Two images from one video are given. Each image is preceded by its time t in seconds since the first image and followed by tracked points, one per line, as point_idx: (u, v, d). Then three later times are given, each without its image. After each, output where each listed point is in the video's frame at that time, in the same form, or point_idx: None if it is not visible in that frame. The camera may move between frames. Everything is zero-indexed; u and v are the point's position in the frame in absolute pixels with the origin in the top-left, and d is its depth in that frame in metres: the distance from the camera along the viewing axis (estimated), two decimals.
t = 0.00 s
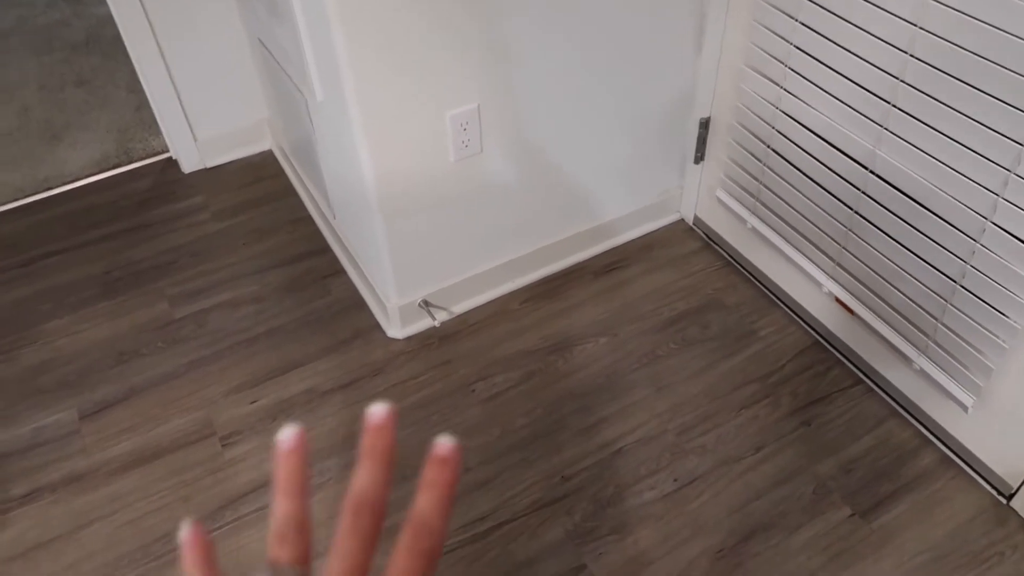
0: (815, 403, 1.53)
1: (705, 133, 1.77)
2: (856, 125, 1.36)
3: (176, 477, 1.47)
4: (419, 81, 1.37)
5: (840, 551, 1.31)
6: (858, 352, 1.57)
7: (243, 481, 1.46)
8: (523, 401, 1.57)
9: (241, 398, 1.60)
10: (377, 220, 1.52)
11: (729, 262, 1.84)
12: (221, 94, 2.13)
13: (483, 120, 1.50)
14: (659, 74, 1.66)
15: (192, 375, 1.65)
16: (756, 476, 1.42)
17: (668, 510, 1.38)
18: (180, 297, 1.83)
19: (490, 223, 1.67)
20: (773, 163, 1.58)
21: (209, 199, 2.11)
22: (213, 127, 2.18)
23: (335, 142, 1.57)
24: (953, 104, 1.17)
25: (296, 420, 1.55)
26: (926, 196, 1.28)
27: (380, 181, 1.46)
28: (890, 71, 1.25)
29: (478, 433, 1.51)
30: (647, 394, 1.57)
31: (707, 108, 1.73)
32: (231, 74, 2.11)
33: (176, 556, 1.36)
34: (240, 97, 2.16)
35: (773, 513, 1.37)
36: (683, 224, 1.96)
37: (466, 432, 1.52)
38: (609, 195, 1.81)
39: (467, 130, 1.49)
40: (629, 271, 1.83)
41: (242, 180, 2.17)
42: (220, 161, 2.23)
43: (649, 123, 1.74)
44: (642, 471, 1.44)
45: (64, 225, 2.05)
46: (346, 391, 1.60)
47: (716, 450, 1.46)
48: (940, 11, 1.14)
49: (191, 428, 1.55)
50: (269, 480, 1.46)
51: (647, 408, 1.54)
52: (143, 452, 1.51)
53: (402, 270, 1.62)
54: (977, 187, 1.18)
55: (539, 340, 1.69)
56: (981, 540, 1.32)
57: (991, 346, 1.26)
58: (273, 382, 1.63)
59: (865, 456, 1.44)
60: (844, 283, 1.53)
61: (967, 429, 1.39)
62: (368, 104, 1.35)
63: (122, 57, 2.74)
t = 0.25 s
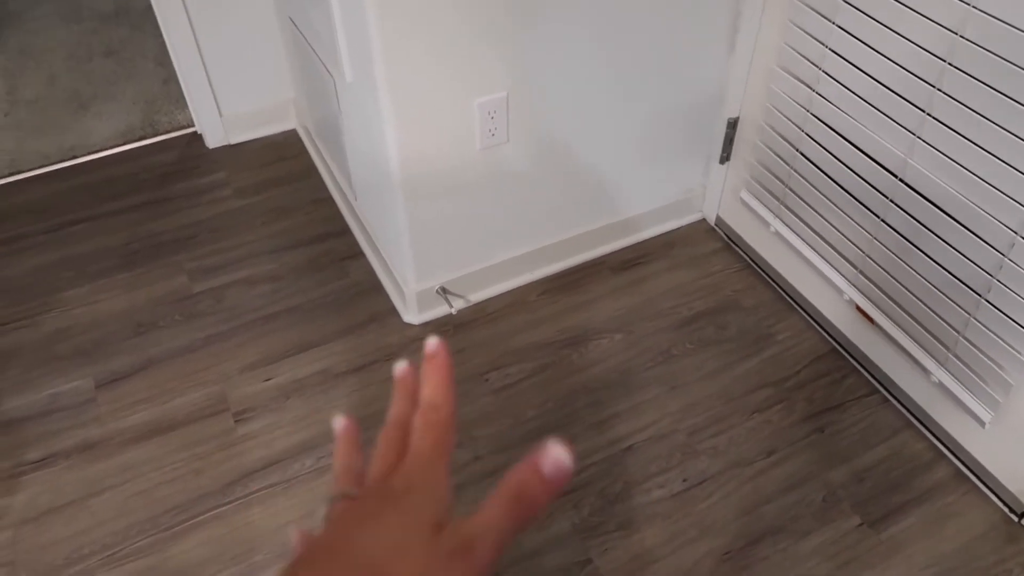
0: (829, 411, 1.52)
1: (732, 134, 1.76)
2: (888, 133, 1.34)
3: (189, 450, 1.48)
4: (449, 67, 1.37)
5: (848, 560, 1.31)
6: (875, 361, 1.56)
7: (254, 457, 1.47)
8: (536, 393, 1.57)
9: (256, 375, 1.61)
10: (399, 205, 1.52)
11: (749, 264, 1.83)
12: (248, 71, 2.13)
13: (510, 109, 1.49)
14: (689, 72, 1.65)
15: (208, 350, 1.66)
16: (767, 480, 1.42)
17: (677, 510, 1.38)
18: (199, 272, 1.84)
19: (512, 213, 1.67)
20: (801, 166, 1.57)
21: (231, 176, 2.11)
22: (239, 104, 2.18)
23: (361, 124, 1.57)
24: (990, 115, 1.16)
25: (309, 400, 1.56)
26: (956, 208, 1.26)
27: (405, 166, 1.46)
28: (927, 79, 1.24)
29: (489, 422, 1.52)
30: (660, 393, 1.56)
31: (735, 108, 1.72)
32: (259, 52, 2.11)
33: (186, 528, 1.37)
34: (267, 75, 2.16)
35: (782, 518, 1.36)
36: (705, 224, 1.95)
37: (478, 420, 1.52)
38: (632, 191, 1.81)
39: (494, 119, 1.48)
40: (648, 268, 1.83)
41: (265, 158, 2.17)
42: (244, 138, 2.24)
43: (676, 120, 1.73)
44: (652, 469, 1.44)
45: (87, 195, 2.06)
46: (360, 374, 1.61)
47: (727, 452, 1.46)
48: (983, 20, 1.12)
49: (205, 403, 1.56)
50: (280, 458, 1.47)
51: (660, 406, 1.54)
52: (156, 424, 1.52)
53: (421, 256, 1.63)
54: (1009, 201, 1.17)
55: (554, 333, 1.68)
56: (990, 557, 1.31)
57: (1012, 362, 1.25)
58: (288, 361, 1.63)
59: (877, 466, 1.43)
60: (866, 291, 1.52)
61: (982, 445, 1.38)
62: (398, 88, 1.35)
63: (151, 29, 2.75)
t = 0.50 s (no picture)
0: (842, 415, 1.51)
1: (749, 134, 1.75)
2: (907, 136, 1.33)
3: (201, 441, 1.49)
4: (467, 64, 1.37)
5: (858, 565, 1.30)
6: (890, 366, 1.55)
7: (265, 449, 1.47)
8: (547, 391, 1.57)
9: (268, 368, 1.61)
10: (414, 201, 1.52)
11: (763, 266, 1.82)
12: (266, 65, 2.14)
13: (526, 107, 1.49)
14: (707, 72, 1.64)
15: (221, 342, 1.67)
16: (777, 483, 1.41)
17: (686, 511, 1.37)
18: (214, 265, 1.85)
19: (527, 211, 1.67)
20: (818, 168, 1.56)
21: (247, 169, 2.12)
22: (256, 98, 2.19)
23: (377, 119, 1.57)
24: (1012, 119, 1.14)
25: (321, 394, 1.56)
26: (975, 213, 1.25)
27: (420, 161, 1.46)
28: (948, 82, 1.22)
29: (500, 419, 1.52)
30: (671, 393, 1.56)
31: (753, 109, 1.71)
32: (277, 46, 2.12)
33: (196, 519, 1.38)
34: (284, 69, 2.17)
35: (792, 521, 1.36)
36: (720, 225, 1.94)
37: (488, 417, 1.52)
38: (646, 191, 1.80)
39: (510, 116, 1.48)
40: (662, 268, 1.82)
41: (281, 152, 2.18)
42: (260, 132, 2.25)
43: (692, 120, 1.72)
44: (662, 470, 1.43)
45: (104, 186, 2.08)
46: (372, 369, 1.61)
47: (738, 454, 1.45)
48: (1006, 23, 1.11)
49: (218, 394, 1.57)
50: (291, 451, 1.47)
51: (672, 407, 1.53)
52: (169, 414, 1.53)
53: (435, 252, 1.63)
54: None
55: (566, 331, 1.68)
56: (1003, 565, 1.30)
57: None
58: (301, 354, 1.64)
59: (889, 471, 1.42)
60: (882, 295, 1.51)
61: (997, 452, 1.36)
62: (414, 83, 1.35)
63: (170, 22, 2.76)
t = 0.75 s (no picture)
0: (860, 434, 1.50)
1: (775, 147, 1.74)
2: (937, 157, 1.33)
3: (218, 431, 1.50)
4: (499, 66, 1.37)
5: None
6: (909, 387, 1.54)
7: (282, 443, 1.48)
8: (564, 397, 1.56)
9: (287, 361, 1.62)
10: (439, 201, 1.53)
11: (784, 281, 1.81)
12: (294, 59, 2.15)
13: (556, 111, 1.49)
14: (737, 83, 1.64)
15: (241, 333, 1.68)
16: (793, 500, 1.40)
17: (700, 524, 1.37)
18: (236, 256, 1.85)
19: (550, 215, 1.67)
20: (845, 185, 1.55)
21: (271, 162, 2.13)
22: (282, 91, 2.20)
23: (405, 117, 1.57)
24: None
25: (338, 390, 1.57)
26: (1004, 237, 1.24)
27: (448, 162, 1.46)
28: (983, 105, 1.22)
29: (516, 423, 1.52)
30: (689, 405, 1.55)
31: (781, 122, 1.71)
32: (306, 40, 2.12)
33: (210, 509, 1.38)
34: (312, 64, 2.18)
35: (806, 539, 1.35)
36: (742, 237, 1.93)
37: (505, 420, 1.52)
38: (670, 200, 1.79)
39: (538, 120, 1.48)
40: (682, 278, 1.82)
41: (305, 146, 2.19)
42: (285, 125, 2.25)
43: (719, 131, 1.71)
44: (678, 482, 1.43)
45: (129, 172, 2.09)
46: (390, 367, 1.61)
47: (754, 469, 1.45)
48: None
49: (236, 386, 1.57)
50: (307, 445, 1.48)
51: (689, 418, 1.53)
52: (188, 404, 1.54)
53: (457, 253, 1.63)
54: None
55: (585, 338, 1.68)
56: None
57: None
58: (319, 349, 1.64)
59: (905, 493, 1.41)
60: (904, 315, 1.50)
61: (1016, 478, 1.35)
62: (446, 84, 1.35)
63: (199, 11, 2.78)
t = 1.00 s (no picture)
0: (946, 499, 1.44)
1: (874, 192, 1.68)
2: None
3: (293, 428, 1.52)
4: (603, 91, 1.37)
5: None
6: (1002, 454, 1.47)
7: (353, 446, 1.49)
8: (637, 428, 1.54)
9: (363, 365, 1.64)
10: (529, 220, 1.52)
11: (873, 330, 1.75)
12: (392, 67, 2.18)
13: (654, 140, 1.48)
14: (842, 125, 1.57)
15: (321, 333, 1.70)
16: (870, 561, 1.35)
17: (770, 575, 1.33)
18: (321, 256, 1.89)
19: (637, 243, 1.65)
20: (950, 237, 1.49)
21: (361, 166, 2.17)
22: (377, 98, 2.24)
23: (502, 134, 1.58)
24: None
25: (412, 399, 1.58)
26: None
27: (541, 182, 1.46)
28: None
29: (587, 450, 1.50)
30: (765, 449, 1.51)
31: (883, 167, 1.64)
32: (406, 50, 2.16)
33: (280, 505, 1.40)
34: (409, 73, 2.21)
35: None
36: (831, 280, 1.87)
37: (575, 446, 1.51)
38: (759, 238, 1.75)
39: (636, 147, 1.47)
40: (766, 318, 1.77)
41: (395, 153, 2.22)
42: (377, 131, 2.29)
43: (818, 172, 1.66)
44: (749, 528, 1.39)
45: (225, 166, 2.15)
46: (464, 380, 1.61)
47: (831, 524, 1.40)
48: None
49: (313, 385, 1.60)
50: (378, 451, 1.49)
51: (764, 463, 1.49)
52: (266, 398, 1.57)
53: (541, 273, 1.62)
54: None
55: (662, 369, 1.65)
56: None
57: None
58: (396, 356, 1.66)
59: (992, 567, 1.34)
60: (1004, 379, 1.43)
61: None
62: (549, 105, 1.35)
63: (302, 15, 2.86)
